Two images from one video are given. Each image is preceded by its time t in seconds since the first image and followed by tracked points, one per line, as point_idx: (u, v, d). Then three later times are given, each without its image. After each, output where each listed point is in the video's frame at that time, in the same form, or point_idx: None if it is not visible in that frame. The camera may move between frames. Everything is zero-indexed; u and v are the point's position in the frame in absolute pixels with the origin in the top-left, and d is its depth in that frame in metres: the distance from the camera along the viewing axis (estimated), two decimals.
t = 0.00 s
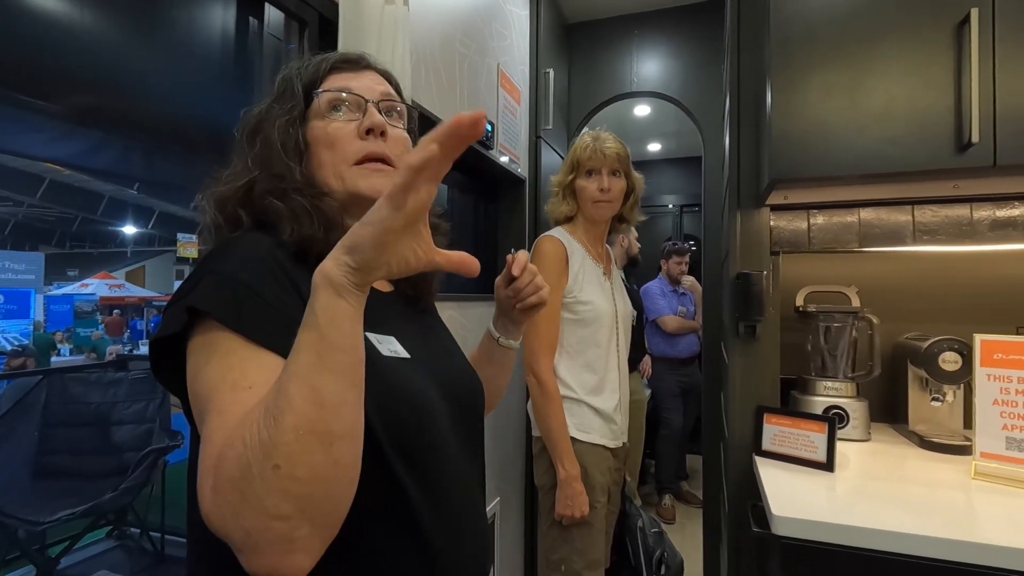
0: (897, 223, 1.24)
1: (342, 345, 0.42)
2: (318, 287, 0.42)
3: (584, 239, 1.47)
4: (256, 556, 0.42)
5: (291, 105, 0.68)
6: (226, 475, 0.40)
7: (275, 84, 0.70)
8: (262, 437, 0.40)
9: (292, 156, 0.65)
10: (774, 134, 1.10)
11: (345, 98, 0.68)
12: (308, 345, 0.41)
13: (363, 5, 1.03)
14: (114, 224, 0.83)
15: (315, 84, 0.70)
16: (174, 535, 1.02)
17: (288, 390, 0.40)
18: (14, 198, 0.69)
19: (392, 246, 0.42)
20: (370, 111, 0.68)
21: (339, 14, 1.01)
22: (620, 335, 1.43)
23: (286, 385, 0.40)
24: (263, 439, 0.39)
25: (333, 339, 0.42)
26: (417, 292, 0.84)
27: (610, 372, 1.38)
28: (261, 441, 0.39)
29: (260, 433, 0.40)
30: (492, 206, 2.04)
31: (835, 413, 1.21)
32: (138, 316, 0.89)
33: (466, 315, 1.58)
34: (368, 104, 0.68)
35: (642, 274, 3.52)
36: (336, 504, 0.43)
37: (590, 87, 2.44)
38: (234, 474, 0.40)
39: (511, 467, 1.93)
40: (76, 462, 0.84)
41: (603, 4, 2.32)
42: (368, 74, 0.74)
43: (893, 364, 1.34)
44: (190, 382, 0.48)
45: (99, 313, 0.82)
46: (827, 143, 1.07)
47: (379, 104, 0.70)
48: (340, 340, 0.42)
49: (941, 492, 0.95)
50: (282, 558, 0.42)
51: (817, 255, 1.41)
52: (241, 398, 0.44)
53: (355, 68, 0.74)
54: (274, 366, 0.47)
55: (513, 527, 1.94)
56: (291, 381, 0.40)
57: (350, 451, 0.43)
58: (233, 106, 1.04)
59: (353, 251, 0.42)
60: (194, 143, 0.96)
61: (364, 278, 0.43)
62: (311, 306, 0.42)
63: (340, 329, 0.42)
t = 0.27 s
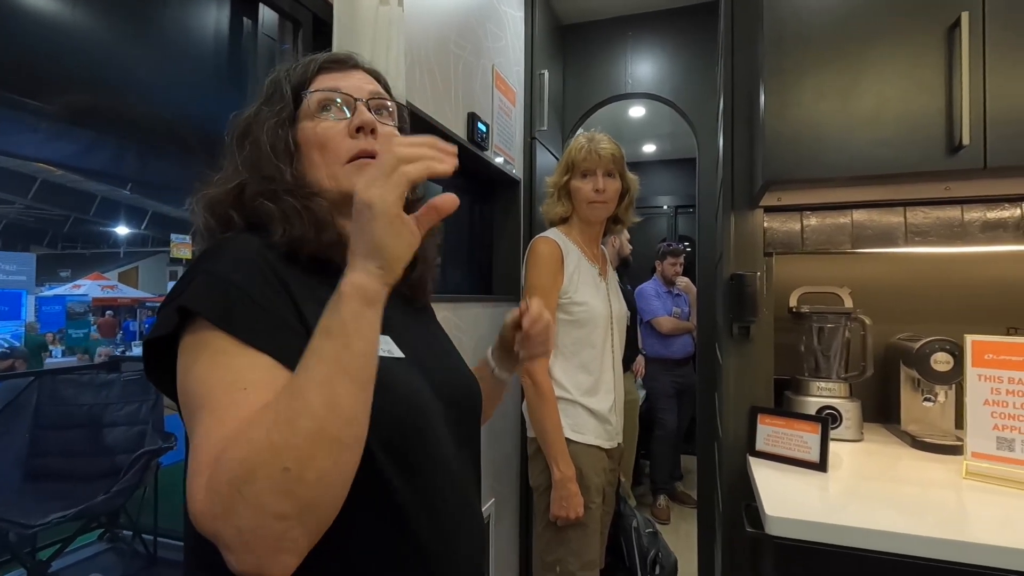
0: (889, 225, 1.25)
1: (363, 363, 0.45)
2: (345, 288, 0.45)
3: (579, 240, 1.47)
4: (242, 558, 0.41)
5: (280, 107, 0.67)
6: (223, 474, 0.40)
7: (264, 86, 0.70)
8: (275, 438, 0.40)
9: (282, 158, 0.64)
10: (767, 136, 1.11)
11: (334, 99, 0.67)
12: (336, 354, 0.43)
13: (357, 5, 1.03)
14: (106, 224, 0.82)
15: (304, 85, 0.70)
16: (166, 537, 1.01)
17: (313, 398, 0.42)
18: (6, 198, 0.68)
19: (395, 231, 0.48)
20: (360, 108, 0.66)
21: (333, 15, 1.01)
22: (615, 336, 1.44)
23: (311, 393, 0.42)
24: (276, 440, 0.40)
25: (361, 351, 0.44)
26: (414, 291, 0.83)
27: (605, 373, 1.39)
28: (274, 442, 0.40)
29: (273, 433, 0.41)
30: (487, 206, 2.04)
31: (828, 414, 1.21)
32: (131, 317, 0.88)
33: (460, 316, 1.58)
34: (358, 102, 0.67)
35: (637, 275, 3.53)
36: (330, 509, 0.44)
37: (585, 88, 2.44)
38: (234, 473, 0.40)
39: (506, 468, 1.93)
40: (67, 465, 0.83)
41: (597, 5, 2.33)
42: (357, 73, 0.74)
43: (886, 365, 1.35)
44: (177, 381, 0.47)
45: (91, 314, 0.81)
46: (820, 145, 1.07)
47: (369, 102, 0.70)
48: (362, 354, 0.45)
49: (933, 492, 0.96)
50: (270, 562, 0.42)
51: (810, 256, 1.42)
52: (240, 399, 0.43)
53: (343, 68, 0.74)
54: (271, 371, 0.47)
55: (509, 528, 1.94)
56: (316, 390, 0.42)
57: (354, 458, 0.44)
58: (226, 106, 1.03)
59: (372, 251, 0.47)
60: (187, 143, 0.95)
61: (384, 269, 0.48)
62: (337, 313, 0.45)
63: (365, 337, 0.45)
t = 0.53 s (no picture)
0: (881, 225, 1.25)
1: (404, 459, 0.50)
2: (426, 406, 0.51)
3: (574, 240, 1.48)
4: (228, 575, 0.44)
5: (269, 105, 0.67)
6: (226, 508, 0.42)
7: (253, 85, 0.69)
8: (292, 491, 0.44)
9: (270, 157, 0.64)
10: (760, 137, 1.11)
11: (323, 97, 0.69)
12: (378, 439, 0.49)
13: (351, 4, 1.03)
14: (98, 224, 0.81)
15: (293, 84, 0.70)
16: (157, 538, 1.00)
17: (343, 465, 0.47)
18: None
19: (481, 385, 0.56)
20: (348, 107, 0.69)
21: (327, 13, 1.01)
22: (609, 335, 1.44)
23: (342, 460, 0.47)
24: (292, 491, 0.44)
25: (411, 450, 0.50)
26: (406, 291, 0.83)
27: (600, 372, 1.39)
28: (298, 496, 0.45)
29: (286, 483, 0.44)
30: (481, 205, 2.04)
31: (821, 413, 1.22)
32: (123, 316, 0.87)
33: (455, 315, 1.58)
34: (347, 100, 0.70)
35: (631, 275, 3.53)
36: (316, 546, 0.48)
37: (579, 88, 2.44)
38: (239, 510, 0.43)
39: (500, 467, 1.93)
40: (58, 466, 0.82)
41: (592, 5, 2.33)
42: (346, 71, 0.74)
43: (877, 364, 1.36)
44: (160, 385, 0.47)
45: (83, 314, 0.81)
46: (812, 145, 1.08)
47: (357, 100, 0.71)
48: (407, 464, 0.50)
49: (923, 490, 0.97)
50: None
51: (802, 255, 1.42)
52: (243, 424, 0.45)
53: (332, 66, 0.74)
54: (262, 387, 0.48)
55: (503, 528, 1.94)
56: (348, 459, 0.47)
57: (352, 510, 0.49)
58: (219, 105, 1.03)
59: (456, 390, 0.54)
60: (179, 142, 0.95)
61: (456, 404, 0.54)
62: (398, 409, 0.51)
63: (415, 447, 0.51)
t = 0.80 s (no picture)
0: (877, 225, 1.26)
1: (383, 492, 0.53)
2: (416, 444, 0.54)
3: (573, 239, 1.48)
4: None
5: (260, 105, 0.67)
6: (193, 514, 0.43)
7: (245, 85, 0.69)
8: (261, 507, 0.46)
9: (259, 157, 0.64)
10: (757, 136, 1.11)
11: (315, 97, 0.68)
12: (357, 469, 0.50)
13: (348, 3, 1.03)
14: (95, 223, 0.81)
15: (285, 84, 0.69)
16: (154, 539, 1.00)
17: (317, 490, 0.48)
18: None
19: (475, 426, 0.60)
20: (340, 106, 0.68)
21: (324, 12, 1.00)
22: (608, 335, 1.44)
23: (316, 485, 0.48)
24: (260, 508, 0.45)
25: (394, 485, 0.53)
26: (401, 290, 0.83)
27: (599, 371, 1.39)
28: (268, 513, 0.46)
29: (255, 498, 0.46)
30: (479, 205, 2.04)
31: (818, 412, 1.22)
32: (120, 316, 0.87)
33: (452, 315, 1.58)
34: (339, 100, 0.69)
35: (629, 275, 3.54)
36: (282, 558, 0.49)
37: (577, 88, 2.44)
38: (210, 520, 0.44)
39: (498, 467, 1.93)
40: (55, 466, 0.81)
41: (590, 5, 2.33)
42: (340, 69, 0.74)
43: (874, 364, 1.36)
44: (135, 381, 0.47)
45: (79, 314, 0.81)
46: (809, 145, 1.08)
47: (350, 99, 0.71)
48: (386, 494, 0.52)
49: (919, 488, 0.97)
50: None
51: (799, 255, 1.43)
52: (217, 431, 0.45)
53: (323, 64, 0.73)
54: (239, 392, 0.48)
55: (501, 527, 1.94)
56: (322, 483, 0.48)
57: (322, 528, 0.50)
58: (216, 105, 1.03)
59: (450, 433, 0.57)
60: (175, 142, 0.95)
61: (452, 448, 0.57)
62: (384, 440, 0.53)
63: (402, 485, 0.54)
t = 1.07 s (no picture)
0: (870, 223, 1.26)
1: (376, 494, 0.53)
2: (403, 443, 0.54)
3: (568, 238, 1.48)
4: None
5: (235, 92, 0.67)
6: (174, 527, 0.42)
7: (220, 72, 0.69)
8: (247, 516, 0.45)
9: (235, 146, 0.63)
10: (750, 135, 1.12)
11: (294, 84, 0.68)
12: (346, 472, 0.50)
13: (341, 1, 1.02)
14: (86, 221, 0.81)
15: (261, 71, 0.69)
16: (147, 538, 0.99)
17: (304, 497, 0.47)
18: None
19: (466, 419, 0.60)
20: (319, 93, 0.68)
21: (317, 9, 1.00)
22: (603, 333, 1.44)
23: (302, 492, 0.48)
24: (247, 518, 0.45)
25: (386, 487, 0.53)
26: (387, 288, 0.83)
27: (594, 369, 1.39)
28: (252, 522, 0.45)
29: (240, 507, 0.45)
30: (473, 203, 2.03)
31: (810, 409, 1.23)
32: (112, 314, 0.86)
33: (447, 313, 1.58)
34: (318, 87, 0.69)
35: (624, 273, 3.54)
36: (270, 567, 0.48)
37: (572, 86, 2.44)
38: (192, 531, 0.43)
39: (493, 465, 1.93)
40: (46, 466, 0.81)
41: (584, 3, 2.32)
42: (320, 56, 0.74)
43: (866, 361, 1.37)
44: (104, 388, 0.45)
45: (72, 312, 0.80)
46: (801, 144, 1.09)
47: (330, 85, 0.70)
48: (377, 498, 0.52)
49: (911, 485, 0.98)
50: None
51: (792, 253, 1.43)
52: (196, 438, 0.44)
53: (302, 51, 0.73)
54: (216, 397, 0.47)
55: (495, 525, 1.94)
56: (309, 490, 0.48)
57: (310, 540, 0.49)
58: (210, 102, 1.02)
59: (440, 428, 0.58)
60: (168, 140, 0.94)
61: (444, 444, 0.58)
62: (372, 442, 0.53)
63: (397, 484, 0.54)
